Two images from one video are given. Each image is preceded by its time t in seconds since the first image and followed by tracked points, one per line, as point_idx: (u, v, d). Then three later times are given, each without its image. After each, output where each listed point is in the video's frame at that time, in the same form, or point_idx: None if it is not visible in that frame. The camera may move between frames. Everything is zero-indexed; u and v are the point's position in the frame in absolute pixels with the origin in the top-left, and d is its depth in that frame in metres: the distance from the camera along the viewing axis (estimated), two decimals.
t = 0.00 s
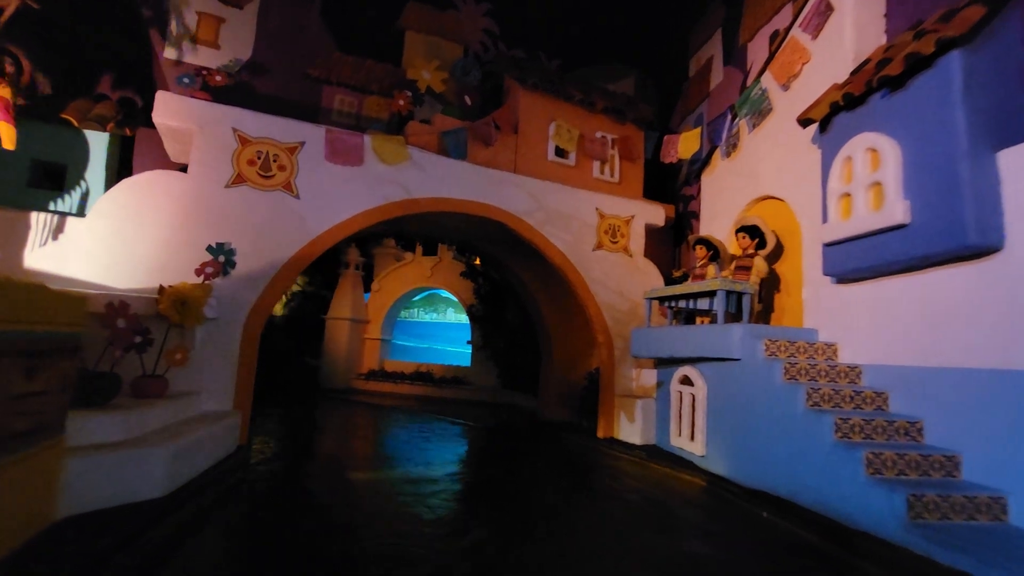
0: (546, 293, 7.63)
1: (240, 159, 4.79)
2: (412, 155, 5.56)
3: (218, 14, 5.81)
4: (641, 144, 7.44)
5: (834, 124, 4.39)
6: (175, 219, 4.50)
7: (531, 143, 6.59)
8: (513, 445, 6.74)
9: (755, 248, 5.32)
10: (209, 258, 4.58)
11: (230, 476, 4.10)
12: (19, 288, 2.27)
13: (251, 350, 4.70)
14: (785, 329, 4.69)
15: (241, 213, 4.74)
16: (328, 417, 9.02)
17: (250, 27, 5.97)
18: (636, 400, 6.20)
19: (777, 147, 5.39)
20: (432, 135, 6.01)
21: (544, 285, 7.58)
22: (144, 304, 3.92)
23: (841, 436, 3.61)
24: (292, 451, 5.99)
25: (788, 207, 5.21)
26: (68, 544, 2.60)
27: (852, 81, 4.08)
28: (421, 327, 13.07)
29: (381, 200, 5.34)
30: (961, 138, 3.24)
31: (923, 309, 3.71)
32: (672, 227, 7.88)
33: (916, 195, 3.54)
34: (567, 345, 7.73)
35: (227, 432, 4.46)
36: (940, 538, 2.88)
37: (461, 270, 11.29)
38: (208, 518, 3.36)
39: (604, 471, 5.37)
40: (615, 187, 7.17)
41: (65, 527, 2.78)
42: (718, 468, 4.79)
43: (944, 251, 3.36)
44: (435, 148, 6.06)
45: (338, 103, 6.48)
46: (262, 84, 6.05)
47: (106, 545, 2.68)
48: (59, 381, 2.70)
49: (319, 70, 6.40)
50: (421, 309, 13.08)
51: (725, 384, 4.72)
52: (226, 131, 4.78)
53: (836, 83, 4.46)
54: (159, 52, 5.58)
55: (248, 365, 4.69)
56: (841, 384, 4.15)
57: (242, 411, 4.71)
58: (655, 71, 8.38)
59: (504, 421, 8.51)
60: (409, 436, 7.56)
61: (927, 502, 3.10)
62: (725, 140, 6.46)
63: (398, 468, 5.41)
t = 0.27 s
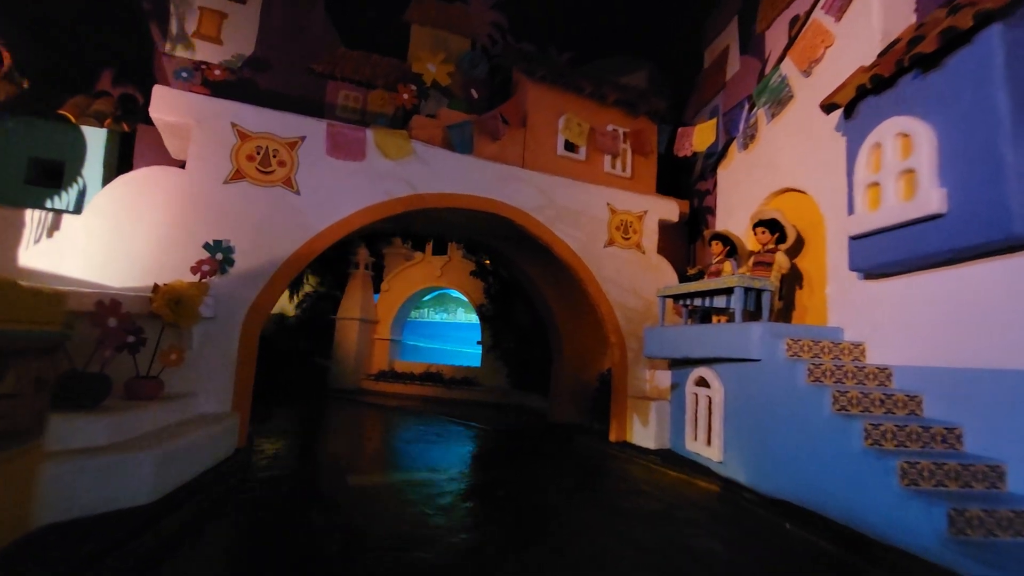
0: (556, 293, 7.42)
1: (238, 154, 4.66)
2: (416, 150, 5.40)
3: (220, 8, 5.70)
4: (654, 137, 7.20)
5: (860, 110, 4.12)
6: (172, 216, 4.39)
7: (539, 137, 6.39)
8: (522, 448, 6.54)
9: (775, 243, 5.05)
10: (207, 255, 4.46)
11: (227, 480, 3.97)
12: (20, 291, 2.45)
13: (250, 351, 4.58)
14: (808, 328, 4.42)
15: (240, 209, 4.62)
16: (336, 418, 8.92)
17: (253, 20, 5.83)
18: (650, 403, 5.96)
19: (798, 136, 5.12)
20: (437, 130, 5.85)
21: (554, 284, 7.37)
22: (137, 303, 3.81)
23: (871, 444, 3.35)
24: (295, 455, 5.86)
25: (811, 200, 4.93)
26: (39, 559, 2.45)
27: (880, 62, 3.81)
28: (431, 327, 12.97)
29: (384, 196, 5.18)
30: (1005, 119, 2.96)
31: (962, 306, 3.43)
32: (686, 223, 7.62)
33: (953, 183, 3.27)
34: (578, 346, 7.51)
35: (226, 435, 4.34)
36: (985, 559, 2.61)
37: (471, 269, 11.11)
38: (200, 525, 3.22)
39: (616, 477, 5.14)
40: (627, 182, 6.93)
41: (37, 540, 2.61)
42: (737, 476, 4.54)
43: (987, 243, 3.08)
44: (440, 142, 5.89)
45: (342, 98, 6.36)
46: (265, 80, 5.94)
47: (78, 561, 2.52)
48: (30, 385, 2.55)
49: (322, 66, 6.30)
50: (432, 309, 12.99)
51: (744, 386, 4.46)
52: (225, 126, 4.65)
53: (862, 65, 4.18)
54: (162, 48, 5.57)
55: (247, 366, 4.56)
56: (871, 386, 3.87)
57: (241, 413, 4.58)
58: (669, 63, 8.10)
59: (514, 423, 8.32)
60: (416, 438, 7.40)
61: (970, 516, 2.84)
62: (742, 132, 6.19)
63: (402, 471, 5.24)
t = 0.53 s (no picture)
0: (566, 292, 7.19)
1: (235, 149, 4.54)
2: (419, 144, 5.23)
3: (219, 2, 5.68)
4: (667, 130, 6.95)
5: (889, 92, 3.84)
6: (167, 213, 4.27)
7: (547, 130, 6.18)
8: (531, 452, 6.34)
9: (795, 237, 4.78)
10: (202, 252, 4.33)
11: (221, 486, 3.86)
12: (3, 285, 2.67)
13: (247, 351, 4.44)
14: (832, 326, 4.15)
15: (237, 206, 4.49)
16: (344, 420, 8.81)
17: (253, 14, 5.81)
18: (664, 406, 5.71)
19: (820, 125, 4.84)
20: (441, 123, 5.67)
21: (563, 282, 7.16)
22: (127, 301, 3.68)
23: (904, 452, 3.08)
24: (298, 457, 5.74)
25: (835, 191, 4.65)
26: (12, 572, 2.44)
27: (911, 40, 3.53)
28: (441, 328, 12.65)
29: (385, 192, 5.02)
30: None
31: (1005, 303, 3.14)
32: (701, 219, 7.35)
33: (995, 168, 2.99)
34: (589, 346, 7.28)
35: (220, 438, 4.20)
36: None
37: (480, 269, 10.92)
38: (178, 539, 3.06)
39: (626, 483, 4.92)
40: (639, 176, 6.69)
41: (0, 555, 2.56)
42: (756, 484, 4.28)
43: None
44: (443, 137, 5.71)
45: (344, 93, 6.26)
46: (265, 76, 5.84)
47: (52, 574, 2.49)
48: None
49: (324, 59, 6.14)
50: (440, 309, 12.65)
51: (764, 389, 4.20)
52: (221, 120, 4.53)
53: (891, 46, 3.90)
54: (159, 41, 5.46)
55: (244, 367, 4.43)
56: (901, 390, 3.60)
57: (238, 416, 4.45)
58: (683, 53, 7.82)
59: (524, 426, 8.11)
60: (423, 441, 7.24)
61: (1019, 534, 2.57)
62: (760, 121, 5.92)
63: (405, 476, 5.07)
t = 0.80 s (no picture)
0: (573, 290, 6.97)
1: (228, 143, 4.39)
2: (418, 137, 5.04)
3: None
4: (677, 122, 6.70)
5: (916, 73, 3.57)
6: (156, 210, 4.14)
7: (552, 123, 5.97)
8: (537, 456, 6.14)
9: (814, 231, 4.53)
10: (192, 249, 4.19)
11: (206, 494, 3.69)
12: None
13: (239, 352, 4.29)
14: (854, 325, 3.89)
15: (229, 202, 4.35)
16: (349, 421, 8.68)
17: (251, 8, 5.69)
18: (674, 409, 5.47)
19: (840, 113, 4.57)
20: (442, 116, 5.49)
21: (570, 281, 6.94)
22: (110, 300, 3.54)
23: (936, 463, 2.83)
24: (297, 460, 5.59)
25: (857, 183, 4.37)
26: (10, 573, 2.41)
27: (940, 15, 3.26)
28: (447, 329, 12.59)
29: (383, 187, 4.84)
30: None
31: None
32: (714, 214, 7.08)
33: None
34: (597, 346, 7.04)
35: (209, 442, 4.05)
36: None
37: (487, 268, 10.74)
38: (152, 555, 2.89)
39: (634, 490, 4.69)
40: (648, 171, 6.45)
41: None
42: (772, 493, 4.03)
43: None
44: (444, 130, 5.51)
45: (344, 87, 5.97)
46: (263, 70, 5.71)
47: None
48: None
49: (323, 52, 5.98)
50: (446, 310, 12.63)
51: (781, 392, 3.95)
52: (213, 113, 4.39)
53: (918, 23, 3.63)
54: (158, 38, 5.39)
55: (236, 368, 4.28)
56: (932, 394, 3.34)
57: (230, 418, 4.30)
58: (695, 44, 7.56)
59: (531, 428, 7.90)
60: (426, 444, 7.06)
61: None
62: (774, 111, 5.66)
63: (404, 480, 4.89)
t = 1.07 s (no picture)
0: (577, 290, 6.74)
1: (217, 137, 4.24)
2: (414, 130, 4.85)
3: None
4: (686, 114, 6.45)
5: (943, 52, 3.33)
6: (141, 206, 4.00)
7: (555, 115, 5.76)
8: (541, 460, 5.92)
9: (831, 225, 4.28)
10: (178, 246, 4.04)
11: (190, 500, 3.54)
12: None
13: (228, 353, 4.13)
14: (876, 323, 3.62)
15: (218, 197, 4.20)
16: (351, 423, 8.54)
17: None
18: (683, 412, 5.22)
19: (859, 98, 4.32)
20: (440, 108, 5.31)
21: (574, 279, 6.73)
22: (90, 299, 3.40)
23: (970, 475, 2.59)
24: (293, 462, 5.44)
25: (878, 174, 4.12)
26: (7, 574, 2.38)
27: None
28: (453, 329, 12.28)
29: (377, 182, 4.66)
30: None
31: None
32: (724, 209, 6.83)
33: None
34: (603, 347, 6.81)
35: (194, 447, 3.89)
36: None
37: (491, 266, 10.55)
38: (140, 563, 2.74)
39: (640, 497, 4.47)
40: (655, 164, 6.21)
41: None
42: (787, 503, 3.78)
43: None
44: (442, 122, 5.33)
45: (341, 81, 5.92)
46: (257, 64, 5.57)
47: None
48: None
49: (320, 45, 5.65)
50: (451, 309, 12.27)
51: (797, 395, 3.69)
52: (201, 106, 4.24)
53: None
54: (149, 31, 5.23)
55: (225, 370, 4.12)
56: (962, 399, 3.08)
57: (218, 422, 4.14)
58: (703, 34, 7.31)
59: (536, 431, 7.68)
60: (427, 446, 6.88)
61: None
62: (788, 100, 5.40)
63: (401, 484, 4.71)
